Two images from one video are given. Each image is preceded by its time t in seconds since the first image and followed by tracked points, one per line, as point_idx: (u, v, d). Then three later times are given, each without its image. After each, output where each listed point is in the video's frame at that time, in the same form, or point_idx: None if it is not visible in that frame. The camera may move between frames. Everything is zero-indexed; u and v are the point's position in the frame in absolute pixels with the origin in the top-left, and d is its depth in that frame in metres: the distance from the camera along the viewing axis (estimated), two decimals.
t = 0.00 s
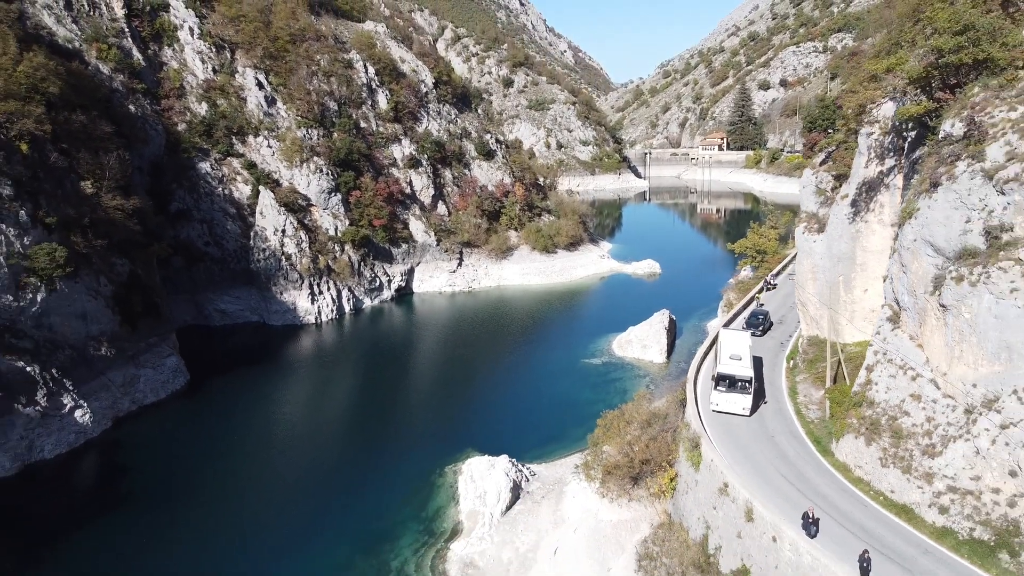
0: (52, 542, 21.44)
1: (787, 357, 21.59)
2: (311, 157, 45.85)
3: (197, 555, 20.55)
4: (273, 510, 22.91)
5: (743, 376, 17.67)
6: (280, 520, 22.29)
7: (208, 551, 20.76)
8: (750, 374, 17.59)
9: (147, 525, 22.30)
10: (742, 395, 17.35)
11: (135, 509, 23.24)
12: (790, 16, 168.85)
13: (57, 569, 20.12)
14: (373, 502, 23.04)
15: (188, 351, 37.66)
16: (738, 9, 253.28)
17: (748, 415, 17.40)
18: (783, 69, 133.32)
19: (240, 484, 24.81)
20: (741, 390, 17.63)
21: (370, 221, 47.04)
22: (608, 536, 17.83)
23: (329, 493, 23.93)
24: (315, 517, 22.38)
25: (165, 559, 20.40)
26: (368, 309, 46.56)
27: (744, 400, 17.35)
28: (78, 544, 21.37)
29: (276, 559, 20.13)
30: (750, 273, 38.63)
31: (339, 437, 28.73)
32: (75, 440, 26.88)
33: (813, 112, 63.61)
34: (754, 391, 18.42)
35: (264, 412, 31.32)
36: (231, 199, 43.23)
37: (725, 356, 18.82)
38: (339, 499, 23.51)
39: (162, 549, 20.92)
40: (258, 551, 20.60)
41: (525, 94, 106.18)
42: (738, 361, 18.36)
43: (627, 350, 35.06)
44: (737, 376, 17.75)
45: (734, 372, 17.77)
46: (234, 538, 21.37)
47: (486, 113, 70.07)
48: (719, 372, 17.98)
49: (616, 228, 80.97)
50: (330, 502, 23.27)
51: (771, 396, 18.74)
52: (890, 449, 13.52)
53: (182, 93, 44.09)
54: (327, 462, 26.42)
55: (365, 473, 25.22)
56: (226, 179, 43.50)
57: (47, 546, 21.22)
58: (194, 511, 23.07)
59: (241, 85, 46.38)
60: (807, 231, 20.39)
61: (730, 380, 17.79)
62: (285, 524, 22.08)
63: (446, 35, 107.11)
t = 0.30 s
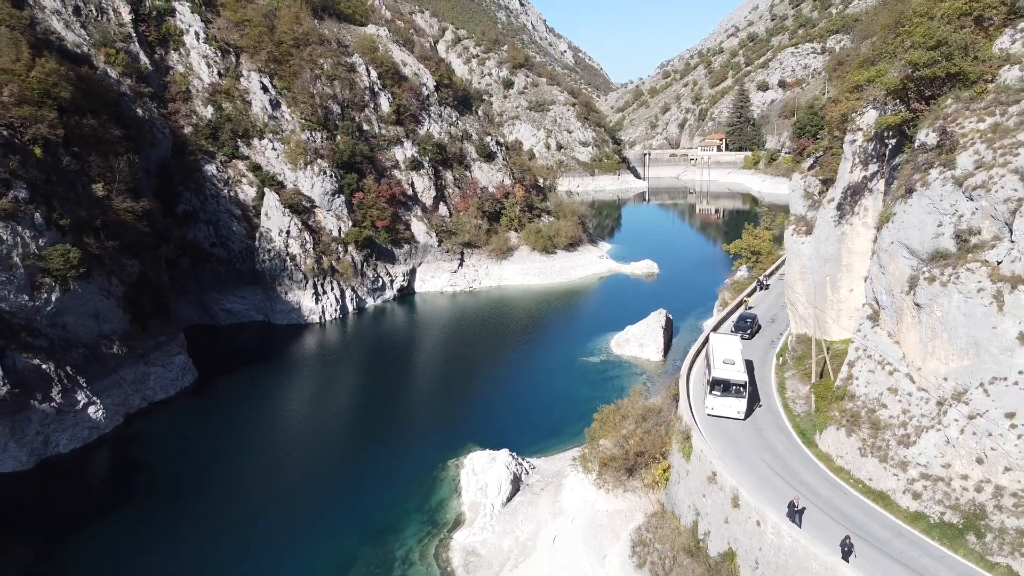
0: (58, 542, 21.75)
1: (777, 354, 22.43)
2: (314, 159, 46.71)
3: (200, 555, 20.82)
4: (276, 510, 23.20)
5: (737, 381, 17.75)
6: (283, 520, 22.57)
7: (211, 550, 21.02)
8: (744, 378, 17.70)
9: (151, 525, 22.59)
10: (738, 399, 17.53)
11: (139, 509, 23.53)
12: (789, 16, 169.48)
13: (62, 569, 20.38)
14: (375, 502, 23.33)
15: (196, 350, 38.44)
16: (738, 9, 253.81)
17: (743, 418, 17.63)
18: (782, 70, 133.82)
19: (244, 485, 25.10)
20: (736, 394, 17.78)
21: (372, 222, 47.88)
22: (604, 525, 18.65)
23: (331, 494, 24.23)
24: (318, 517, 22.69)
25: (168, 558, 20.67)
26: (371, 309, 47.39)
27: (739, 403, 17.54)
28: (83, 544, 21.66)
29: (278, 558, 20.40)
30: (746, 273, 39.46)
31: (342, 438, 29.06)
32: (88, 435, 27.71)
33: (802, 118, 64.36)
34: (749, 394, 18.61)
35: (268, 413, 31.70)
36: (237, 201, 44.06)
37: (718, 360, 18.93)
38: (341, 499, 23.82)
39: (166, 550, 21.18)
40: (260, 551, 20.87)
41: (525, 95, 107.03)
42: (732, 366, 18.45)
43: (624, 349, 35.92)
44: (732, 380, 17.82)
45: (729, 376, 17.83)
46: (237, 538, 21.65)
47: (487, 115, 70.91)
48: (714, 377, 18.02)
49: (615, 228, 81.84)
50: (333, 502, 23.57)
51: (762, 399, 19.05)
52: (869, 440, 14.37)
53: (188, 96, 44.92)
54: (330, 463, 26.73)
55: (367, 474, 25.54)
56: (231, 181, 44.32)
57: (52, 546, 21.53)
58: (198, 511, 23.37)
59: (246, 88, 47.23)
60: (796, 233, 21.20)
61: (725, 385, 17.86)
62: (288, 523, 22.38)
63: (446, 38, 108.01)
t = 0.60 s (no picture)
0: (64, 540, 22.25)
1: (767, 351, 23.29)
2: (318, 162, 47.61)
3: (201, 554, 21.22)
4: (280, 508, 23.75)
5: (734, 386, 17.88)
6: (284, 520, 22.98)
7: (212, 550, 21.44)
8: (740, 383, 17.83)
9: (158, 523, 23.13)
10: (734, 404, 17.74)
11: (144, 508, 24.01)
12: (787, 18, 170.19)
13: (72, 565, 20.94)
14: (374, 502, 23.73)
15: (203, 348, 39.27)
16: (738, 9, 254.12)
17: (740, 422, 17.92)
18: (780, 71, 134.22)
19: (246, 485, 25.54)
20: (732, 398, 17.95)
21: (375, 223, 48.78)
22: (600, 515, 19.48)
23: (332, 494, 24.67)
24: (318, 517, 23.09)
25: (170, 558, 21.08)
26: (374, 309, 48.27)
27: (736, 408, 17.78)
28: (92, 540, 22.22)
29: (277, 558, 20.79)
30: (742, 273, 40.28)
31: (343, 439, 29.51)
32: (101, 431, 28.54)
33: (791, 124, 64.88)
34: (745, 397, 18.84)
35: (271, 414, 32.21)
36: (242, 203, 44.91)
37: (714, 365, 19.06)
38: (341, 499, 24.23)
39: (168, 549, 21.60)
40: (264, 549, 21.39)
41: (525, 96, 107.87)
42: (727, 370, 18.62)
43: (622, 347, 36.76)
44: (728, 385, 17.95)
45: (725, 381, 17.95)
46: (238, 538, 22.06)
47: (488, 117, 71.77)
48: (710, 382, 18.11)
49: (615, 228, 82.79)
50: (333, 502, 23.99)
51: (756, 400, 19.37)
52: (850, 431, 15.20)
53: (194, 99, 45.76)
54: (331, 463, 27.17)
55: (368, 474, 25.98)
56: (236, 183, 45.14)
57: (62, 543, 22.07)
58: (201, 511, 23.80)
59: (251, 92, 48.08)
60: (785, 235, 22.08)
61: (722, 390, 18.00)
62: (289, 523, 22.82)
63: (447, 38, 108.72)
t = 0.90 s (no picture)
0: (77, 532, 22.88)
1: (758, 348, 24.12)
2: (322, 164, 48.51)
3: (206, 551, 21.68)
4: (286, 504, 24.40)
5: (733, 390, 17.88)
6: (289, 516, 23.58)
7: (218, 545, 21.97)
8: (739, 386, 17.85)
9: (167, 518, 23.77)
10: (733, 408, 17.83)
11: (153, 504, 24.66)
12: (786, 19, 170.84)
13: (85, 556, 21.56)
14: (376, 500, 24.21)
15: (209, 347, 40.05)
16: (737, 9, 254.66)
17: (739, 425, 18.09)
18: (779, 72, 134.54)
19: (250, 484, 26.01)
20: (731, 402, 17.99)
21: (377, 224, 49.64)
22: (597, 505, 20.33)
23: (334, 492, 25.14)
24: (320, 515, 23.58)
25: (175, 554, 21.53)
26: (376, 308, 49.15)
27: (735, 411, 17.88)
28: (104, 534, 22.83)
29: (280, 554, 21.25)
30: (737, 273, 41.15)
31: (346, 438, 30.02)
32: (113, 427, 29.35)
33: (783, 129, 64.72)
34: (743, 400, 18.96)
35: (276, 412, 32.91)
36: (247, 204, 45.73)
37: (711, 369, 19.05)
38: (343, 496, 24.81)
39: (177, 543, 22.25)
40: (272, 542, 22.04)
41: (525, 97, 108.73)
42: (725, 373, 18.67)
43: (619, 346, 37.62)
44: (726, 389, 17.96)
45: (723, 385, 17.96)
46: (246, 532, 22.72)
47: (488, 119, 72.68)
48: (709, 387, 18.13)
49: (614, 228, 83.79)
50: (335, 500, 24.47)
51: (752, 403, 19.53)
52: (833, 423, 16.04)
53: (200, 102, 46.59)
54: (333, 462, 27.67)
55: (369, 472, 26.45)
56: (242, 185, 45.98)
57: (74, 536, 22.68)
58: (206, 509, 24.25)
59: (255, 95, 48.96)
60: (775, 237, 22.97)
61: (721, 394, 18.02)
62: (292, 521, 23.30)
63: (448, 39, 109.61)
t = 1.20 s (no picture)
0: (88, 527, 23.50)
1: (750, 346, 24.97)
2: (325, 166, 49.32)
3: (215, 545, 22.32)
4: (292, 500, 25.05)
5: (733, 394, 17.86)
6: (295, 511, 24.24)
7: (227, 539, 22.64)
8: (739, 390, 17.87)
9: (176, 513, 24.41)
10: (734, 412, 17.92)
11: (162, 499, 25.30)
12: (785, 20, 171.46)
13: (97, 550, 22.17)
14: (379, 495, 24.89)
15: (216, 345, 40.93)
16: (737, 9, 255.11)
17: (740, 428, 18.29)
18: (778, 73, 135.02)
19: (256, 480, 26.68)
20: (732, 406, 18.04)
21: (380, 225, 50.46)
22: (595, 496, 21.29)
23: (338, 489, 25.76)
24: (325, 510, 24.23)
25: (184, 550, 22.07)
26: (379, 307, 50.02)
27: (736, 415, 18.01)
28: (114, 528, 23.44)
29: (288, 549, 21.85)
30: (733, 273, 42.02)
31: (348, 437, 30.61)
32: (124, 422, 30.18)
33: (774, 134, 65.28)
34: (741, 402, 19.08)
35: (280, 410, 33.58)
36: (252, 205, 46.57)
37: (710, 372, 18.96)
38: (347, 491, 25.48)
39: (186, 537, 22.88)
40: (278, 535, 22.70)
41: (525, 98, 109.52)
42: (724, 377, 18.65)
43: (617, 345, 38.51)
44: (727, 394, 17.93)
45: (723, 390, 17.93)
46: (253, 526, 23.38)
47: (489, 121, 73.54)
48: (710, 392, 18.09)
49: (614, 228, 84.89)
50: (339, 495, 25.15)
51: (746, 403, 19.91)
52: (817, 416, 16.86)
53: (205, 105, 47.44)
54: (337, 460, 28.26)
55: (372, 469, 27.13)
56: (246, 187, 46.83)
57: (86, 530, 23.30)
58: (213, 506, 24.81)
59: (260, 98, 49.80)
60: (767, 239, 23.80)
61: (721, 398, 18.01)
62: (298, 515, 23.98)
63: (449, 40, 110.43)
